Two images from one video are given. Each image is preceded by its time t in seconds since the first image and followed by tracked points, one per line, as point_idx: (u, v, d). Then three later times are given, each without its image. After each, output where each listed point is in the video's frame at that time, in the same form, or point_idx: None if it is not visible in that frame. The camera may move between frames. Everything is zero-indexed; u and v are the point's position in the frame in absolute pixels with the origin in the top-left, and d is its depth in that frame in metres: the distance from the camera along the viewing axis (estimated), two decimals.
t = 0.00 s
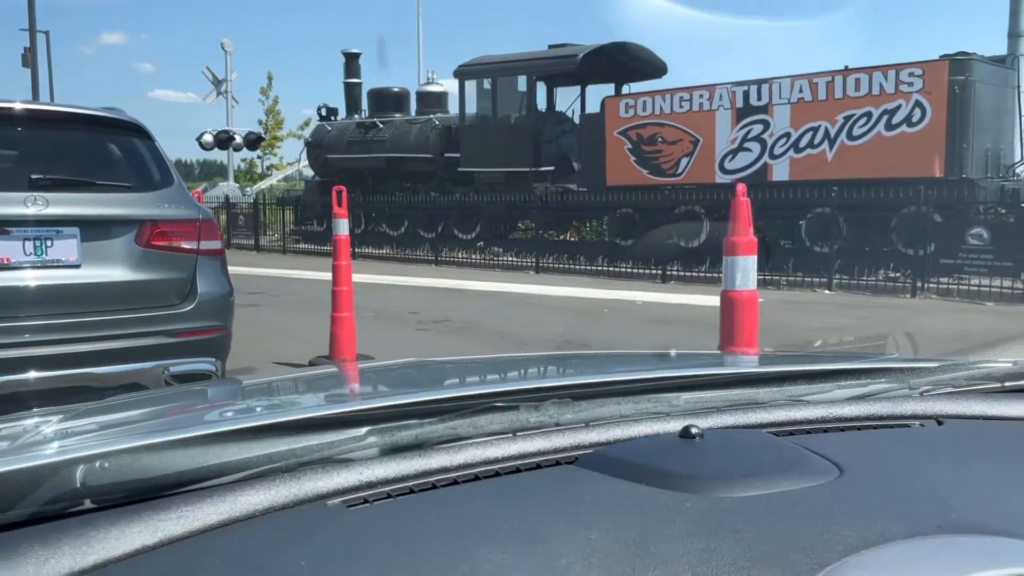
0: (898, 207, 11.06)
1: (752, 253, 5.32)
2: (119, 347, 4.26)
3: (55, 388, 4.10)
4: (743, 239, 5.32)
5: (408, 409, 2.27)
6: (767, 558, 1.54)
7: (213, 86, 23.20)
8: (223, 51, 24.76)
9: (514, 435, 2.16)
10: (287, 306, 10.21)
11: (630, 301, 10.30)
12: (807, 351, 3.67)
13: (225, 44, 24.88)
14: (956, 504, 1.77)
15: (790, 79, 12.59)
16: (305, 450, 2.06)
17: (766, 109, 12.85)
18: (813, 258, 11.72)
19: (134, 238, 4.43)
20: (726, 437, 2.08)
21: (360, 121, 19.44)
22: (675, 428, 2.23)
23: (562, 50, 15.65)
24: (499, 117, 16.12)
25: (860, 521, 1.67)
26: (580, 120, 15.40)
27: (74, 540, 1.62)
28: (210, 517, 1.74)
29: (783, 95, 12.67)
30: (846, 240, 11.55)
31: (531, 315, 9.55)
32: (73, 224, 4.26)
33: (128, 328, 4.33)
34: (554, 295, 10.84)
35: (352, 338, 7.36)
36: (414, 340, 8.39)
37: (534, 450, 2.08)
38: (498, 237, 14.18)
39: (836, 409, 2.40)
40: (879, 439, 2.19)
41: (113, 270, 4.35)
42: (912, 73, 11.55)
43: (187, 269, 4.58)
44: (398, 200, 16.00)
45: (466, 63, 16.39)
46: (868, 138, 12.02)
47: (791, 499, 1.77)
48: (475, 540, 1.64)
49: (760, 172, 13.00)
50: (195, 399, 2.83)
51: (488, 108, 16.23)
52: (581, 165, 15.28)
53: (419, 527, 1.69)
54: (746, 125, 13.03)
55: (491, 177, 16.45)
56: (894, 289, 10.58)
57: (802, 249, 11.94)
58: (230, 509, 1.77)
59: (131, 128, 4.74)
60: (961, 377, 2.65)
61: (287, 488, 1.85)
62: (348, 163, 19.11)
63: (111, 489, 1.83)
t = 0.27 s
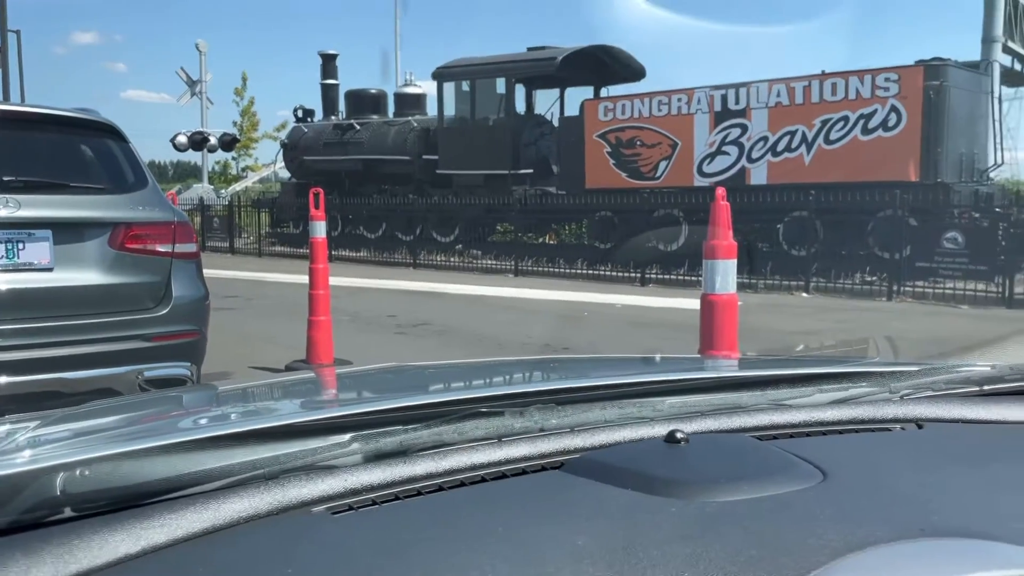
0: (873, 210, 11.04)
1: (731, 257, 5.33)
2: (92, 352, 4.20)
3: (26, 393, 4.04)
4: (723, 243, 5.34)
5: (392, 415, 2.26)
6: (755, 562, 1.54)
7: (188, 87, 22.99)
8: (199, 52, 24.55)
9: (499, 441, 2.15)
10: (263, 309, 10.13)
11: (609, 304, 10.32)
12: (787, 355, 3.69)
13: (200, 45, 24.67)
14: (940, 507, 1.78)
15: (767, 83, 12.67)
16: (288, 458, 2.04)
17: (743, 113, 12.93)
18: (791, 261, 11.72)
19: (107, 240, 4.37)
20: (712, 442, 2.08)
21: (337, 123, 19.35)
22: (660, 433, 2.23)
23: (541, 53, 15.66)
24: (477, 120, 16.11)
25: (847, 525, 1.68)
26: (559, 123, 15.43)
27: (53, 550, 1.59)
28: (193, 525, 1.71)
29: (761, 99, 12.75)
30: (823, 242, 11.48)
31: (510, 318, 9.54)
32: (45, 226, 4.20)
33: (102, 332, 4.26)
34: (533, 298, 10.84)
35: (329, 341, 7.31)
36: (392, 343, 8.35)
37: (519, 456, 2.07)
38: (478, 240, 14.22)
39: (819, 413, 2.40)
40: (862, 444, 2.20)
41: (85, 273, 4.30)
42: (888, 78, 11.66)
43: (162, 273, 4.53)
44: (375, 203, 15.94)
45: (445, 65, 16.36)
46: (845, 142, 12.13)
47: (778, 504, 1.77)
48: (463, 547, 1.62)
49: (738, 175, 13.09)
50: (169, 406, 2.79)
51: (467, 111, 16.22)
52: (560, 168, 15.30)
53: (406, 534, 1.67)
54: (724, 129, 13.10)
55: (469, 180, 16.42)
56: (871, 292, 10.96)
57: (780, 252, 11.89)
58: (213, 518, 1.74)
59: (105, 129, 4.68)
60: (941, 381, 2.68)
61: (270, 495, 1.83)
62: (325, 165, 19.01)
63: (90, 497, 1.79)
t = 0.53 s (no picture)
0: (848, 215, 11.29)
1: (711, 260, 5.37)
2: (68, 357, 4.16)
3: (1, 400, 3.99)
4: (702, 247, 5.36)
5: (375, 420, 2.25)
6: (738, 564, 1.55)
7: (165, 90, 22.82)
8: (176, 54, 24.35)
9: (482, 444, 2.15)
10: (241, 314, 10.05)
11: (589, 308, 10.35)
12: (768, 357, 3.72)
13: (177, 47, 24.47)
14: (918, 507, 1.80)
15: (744, 88, 12.77)
16: (270, 463, 2.03)
17: (721, 118, 13.02)
18: (767, 265, 11.91)
19: (84, 244, 4.33)
20: (693, 444, 2.09)
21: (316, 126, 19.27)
22: (642, 435, 2.24)
23: (520, 57, 15.69)
24: (456, 123, 16.11)
25: (827, 526, 1.69)
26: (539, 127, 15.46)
27: (32, 557, 1.57)
28: (173, 531, 1.70)
29: (738, 104, 12.85)
30: (798, 247, 11.69)
31: (490, 322, 9.53)
32: (20, 230, 4.14)
33: (78, 337, 4.22)
34: (513, 301, 10.85)
35: (309, 345, 7.27)
36: (372, 347, 8.32)
37: (502, 459, 2.08)
38: (458, 244, 14.14)
39: (799, 414, 2.42)
40: (842, 445, 2.22)
41: (61, 278, 4.25)
42: (863, 83, 11.82)
43: (138, 276, 4.49)
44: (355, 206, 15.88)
45: (424, 69, 16.35)
46: (821, 146, 12.25)
47: (759, 506, 1.78)
48: (448, 550, 1.62)
49: (716, 179, 13.16)
50: (148, 411, 2.77)
51: (446, 115, 16.21)
52: (540, 172, 15.32)
53: (389, 539, 1.67)
54: (702, 133, 13.18)
55: (449, 183, 16.41)
56: (847, 295, 10.88)
57: (756, 255, 12.07)
58: (194, 524, 1.73)
59: (81, 131, 4.64)
60: (918, 384, 2.71)
61: (252, 500, 1.82)
62: (304, 168, 18.93)
63: (69, 504, 1.78)
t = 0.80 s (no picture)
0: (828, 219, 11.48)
1: (692, 264, 5.38)
2: (45, 363, 4.12)
3: None
4: (683, 250, 5.38)
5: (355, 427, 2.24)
6: (720, 567, 1.55)
7: (144, 94, 22.65)
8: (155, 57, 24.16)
9: (464, 449, 2.14)
10: (221, 319, 9.98)
11: (571, 312, 10.35)
12: (749, 360, 3.74)
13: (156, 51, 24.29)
14: (899, 509, 1.81)
15: (725, 93, 12.84)
16: (250, 470, 2.01)
17: (702, 122, 13.08)
18: (748, 269, 11.96)
19: (61, 249, 4.28)
20: (675, 448, 2.09)
21: (297, 130, 19.19)
22: (624, 439, 2.24)
23: (501, 62, 15.70)
24: (438, 128, 16.09)
25: (809, 528, 1.70)
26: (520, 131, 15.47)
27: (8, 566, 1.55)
28: (151, 539, 1.68)
29: (718, 109, 12.91)
30: (778, 250, 11.81)
31: (472, 326, 9.51)
32: None
33: (55, 343, 4.18)
34: (495, 305, 10.84)
35: (290, 350, 7.22)
36: (353, 352, 8.29)
37: (484, 464, 2.07)
38: (439, 248, 14.10)
39: (780, 418, 2.43)
40: (822, 448, 2.23)
41: (39, 283, 4.21)
42: (842, 88, 11.92)
43: (116, 281, 4.45)
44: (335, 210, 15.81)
45: (406, 73, 16.32)
46: (800, 151, 12.33)
47: (741, 509, 1.78)
48: (430, 556, 1.61)
49: (696, 184, 13.22)
50: (125, 418, 2.74)
51: (427, 119, 16.19)
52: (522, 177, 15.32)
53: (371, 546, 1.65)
54: (683, 138, 13.23)
55: (430, 188, 16.38)
56: (827, 297, 10.90)
57: (737, 259, 12.21)
58: (172, 532, 1.71)
59: (59, 136, 4.59)
60: (897, 386, 2.73)
61: (231, 508, 1.80)
62: (285, 173, 18.84)
63: (45, 512, 1.75)
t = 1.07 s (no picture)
0: (809, 224, 11.50)
1: (673, 269, 5.40)
2: (23, 371, 4.08)
3: None
4: (664, 255, 5.40)
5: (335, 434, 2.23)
6: (699, 571, 1.56)
7: (123, 100, 22.50)
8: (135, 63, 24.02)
9: (444, 456, 2.14)
10: (202, 326, 9.93)
11: (553, 317, 10.37)
12: (730, 364, 3.74)
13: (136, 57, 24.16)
14: (876, 511, 1.83)
15: (705, 98, 12.91)
16: (228, 478, 2.00)
17: (683, 127, 13.15)
18: (731, 273, 11.87)
19: (39, 257, 4.25)
20: (655, 453, 2.10)
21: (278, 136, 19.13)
22: (604, 444, 2.24)
23: (483, 68, 15.73)
24: (420, 134, 16.09)
25: (787, 531, 1.71)
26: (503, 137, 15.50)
27: None
28: (128, 549, 1.67)
29: (699, 114, 12.98)
30: (760, 254, 11.77)
31: (454, 332, 9.51)
32: None
33: (34, 351, 4.14)
34: (477, 311, 10.84)
35: (272, 357, 7.20)
36: (335, 358, 8.27)
37: (464, 470, 2.07)
38: (422, 254, 14.15)
39: (759, 421, 2.44)
40: (800, 451, 2.25)
41: (17, 291, 4.17)
42: (821, 94, 12.03)
43: (95, 289, 4.42)
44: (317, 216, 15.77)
45: (387, 79, 16.31)
46: (780, 156, 12.41)
47: (720, 513, 1.79)
48: (409, 563, 1.61)
49: (678, 189, 13.28)
50: (104, 426, 2.73)
51: (409, 125, 16.18)
52: (505, 183, 15.32)
53: (349, 553, 1.65)
54: (664, 143, 13.29)
55: (413, 194, 16.37)
56: (807, 301, 11.07)
57: (719, 264, 12.16)
58: (148, 541, 1.70)
59: (37, 142, 4.56)
60: (875, 389, 2.75)
61: (209, 517, 1.79)
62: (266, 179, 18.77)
63: (21, 523, 1.74)
